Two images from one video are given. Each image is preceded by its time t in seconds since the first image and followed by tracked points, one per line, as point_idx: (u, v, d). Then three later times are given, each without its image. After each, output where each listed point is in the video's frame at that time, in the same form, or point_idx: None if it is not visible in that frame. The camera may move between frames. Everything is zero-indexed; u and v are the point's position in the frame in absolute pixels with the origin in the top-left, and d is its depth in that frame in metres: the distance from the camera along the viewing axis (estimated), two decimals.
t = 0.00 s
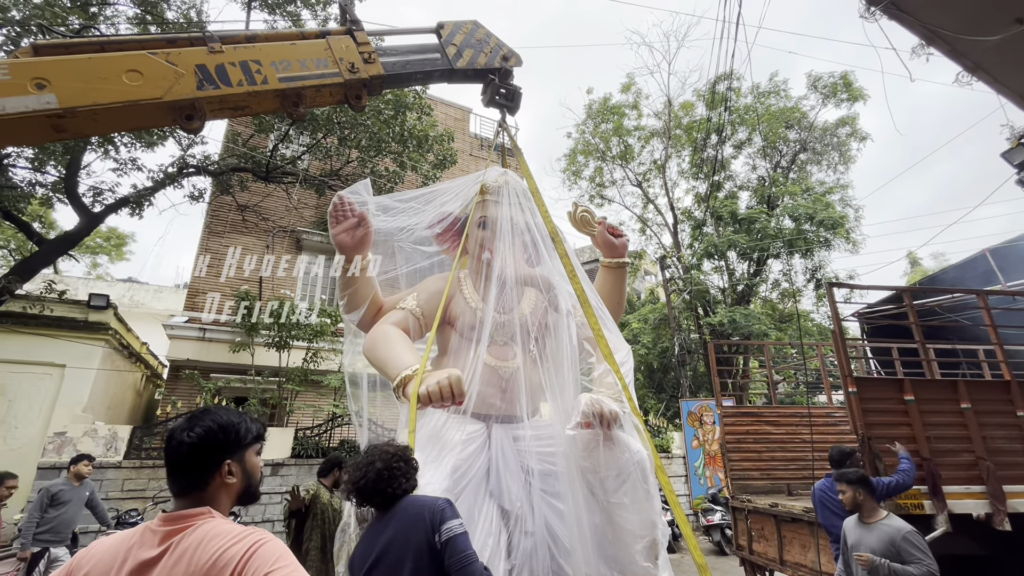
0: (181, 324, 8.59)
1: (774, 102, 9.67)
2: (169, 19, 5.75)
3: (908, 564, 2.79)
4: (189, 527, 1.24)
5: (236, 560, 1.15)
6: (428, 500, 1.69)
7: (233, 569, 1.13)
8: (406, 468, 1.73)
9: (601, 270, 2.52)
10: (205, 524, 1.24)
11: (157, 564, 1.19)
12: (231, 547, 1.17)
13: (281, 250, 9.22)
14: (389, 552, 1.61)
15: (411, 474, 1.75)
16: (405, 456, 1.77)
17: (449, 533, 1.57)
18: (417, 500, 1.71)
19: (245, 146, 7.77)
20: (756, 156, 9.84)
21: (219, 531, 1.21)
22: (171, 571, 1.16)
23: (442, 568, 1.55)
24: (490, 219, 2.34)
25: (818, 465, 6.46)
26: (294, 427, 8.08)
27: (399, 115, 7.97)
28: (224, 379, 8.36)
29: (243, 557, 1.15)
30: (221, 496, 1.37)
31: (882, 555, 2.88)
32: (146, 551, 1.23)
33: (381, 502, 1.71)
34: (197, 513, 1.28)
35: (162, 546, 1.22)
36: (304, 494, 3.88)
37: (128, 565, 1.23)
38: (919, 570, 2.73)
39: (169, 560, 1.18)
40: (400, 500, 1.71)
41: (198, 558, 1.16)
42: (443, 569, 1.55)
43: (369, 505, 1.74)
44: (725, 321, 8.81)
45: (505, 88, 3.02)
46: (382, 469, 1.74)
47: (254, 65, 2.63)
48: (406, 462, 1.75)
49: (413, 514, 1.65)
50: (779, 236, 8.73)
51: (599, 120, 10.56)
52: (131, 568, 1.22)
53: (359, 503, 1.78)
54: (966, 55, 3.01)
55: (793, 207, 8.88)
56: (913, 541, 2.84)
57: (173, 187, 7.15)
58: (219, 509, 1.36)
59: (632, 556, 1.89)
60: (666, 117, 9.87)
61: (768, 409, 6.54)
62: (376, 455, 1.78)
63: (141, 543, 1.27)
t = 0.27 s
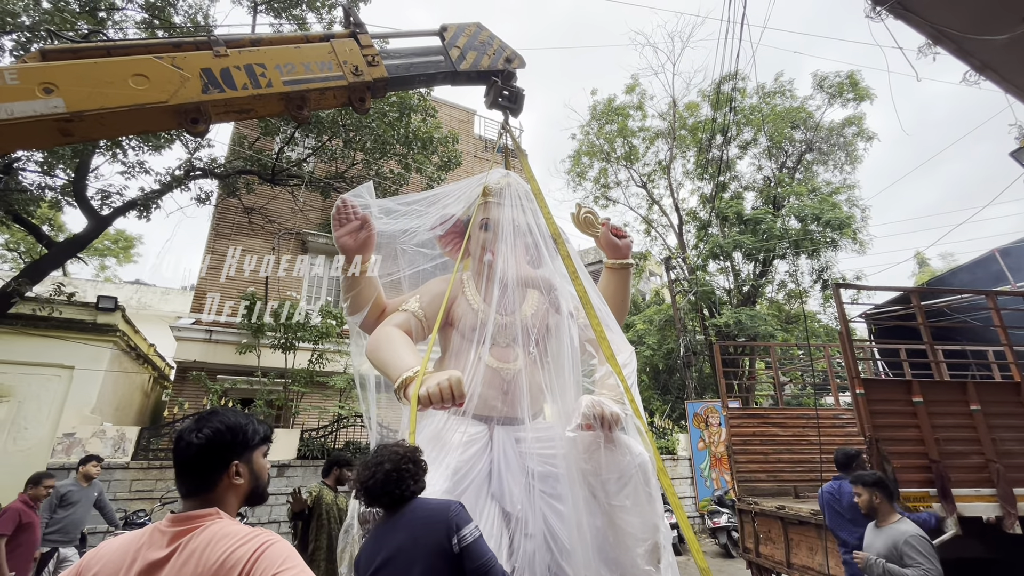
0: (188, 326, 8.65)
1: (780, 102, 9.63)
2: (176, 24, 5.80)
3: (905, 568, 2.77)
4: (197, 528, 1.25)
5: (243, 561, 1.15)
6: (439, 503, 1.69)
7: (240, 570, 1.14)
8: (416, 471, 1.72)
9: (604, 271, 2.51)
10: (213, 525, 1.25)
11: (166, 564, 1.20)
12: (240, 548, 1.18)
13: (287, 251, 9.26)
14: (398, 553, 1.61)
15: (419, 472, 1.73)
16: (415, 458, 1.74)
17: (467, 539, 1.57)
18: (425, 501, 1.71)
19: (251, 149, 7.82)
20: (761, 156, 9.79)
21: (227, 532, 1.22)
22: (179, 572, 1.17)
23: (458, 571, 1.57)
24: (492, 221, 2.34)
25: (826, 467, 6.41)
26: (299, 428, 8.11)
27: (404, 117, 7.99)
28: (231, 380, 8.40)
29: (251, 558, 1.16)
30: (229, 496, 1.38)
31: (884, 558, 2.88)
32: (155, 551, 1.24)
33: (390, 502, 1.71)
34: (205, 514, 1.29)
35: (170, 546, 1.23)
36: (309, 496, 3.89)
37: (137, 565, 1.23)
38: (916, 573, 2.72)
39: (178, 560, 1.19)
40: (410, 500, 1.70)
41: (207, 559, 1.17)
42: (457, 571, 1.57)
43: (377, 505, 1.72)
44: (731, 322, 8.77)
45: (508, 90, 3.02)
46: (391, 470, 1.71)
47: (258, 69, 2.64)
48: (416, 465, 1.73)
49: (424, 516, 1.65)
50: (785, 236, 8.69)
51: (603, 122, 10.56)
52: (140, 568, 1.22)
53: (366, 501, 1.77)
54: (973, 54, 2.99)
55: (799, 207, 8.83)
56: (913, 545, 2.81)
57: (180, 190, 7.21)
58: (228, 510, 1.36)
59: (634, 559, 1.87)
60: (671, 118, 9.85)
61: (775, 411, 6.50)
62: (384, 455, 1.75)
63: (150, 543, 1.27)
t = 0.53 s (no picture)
0: (195, 327, 8.70)
1: (785, 102, 9.58)
2: (182, 27, 5.84)
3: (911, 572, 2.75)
4: (205, 528, 1.25)
5: (250, 561, 1.15)
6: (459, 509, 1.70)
7: (247, 570, 1.14)
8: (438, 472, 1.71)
9: (609, 271, 2.50)
10: (221, 525, 1.25)
11: (174, 563, 1.20)
12: (247, 548, 1.18)
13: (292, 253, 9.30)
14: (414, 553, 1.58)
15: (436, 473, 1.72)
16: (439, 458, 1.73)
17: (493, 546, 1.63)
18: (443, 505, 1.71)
19: (257, 151, 7.86)
20: (767, 156, 9.74)
21: (234, 532, 1.22)
22: (187, 571, 1.17)
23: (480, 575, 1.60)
24: (495, 222, 2.34)
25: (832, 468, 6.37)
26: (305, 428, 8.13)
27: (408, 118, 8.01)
28: (237, 381, 8.44)
29: (259, 558, 1.16)
30: (236, 496, 1.39)
31: (891, 562, 2.87)
32: (163, 550, 1.24)
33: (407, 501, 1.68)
34: (213, 513, 1.29)
35: (178, 546, 1.24)
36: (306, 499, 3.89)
37: (146, 564, 1.24)
38: None
39: (186, 559, 1.19)
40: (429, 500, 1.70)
41: (215, 558, 1.17)
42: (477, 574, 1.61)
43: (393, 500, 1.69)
44: (737, 322, 8.73)
45: (511, 91, 3.02)
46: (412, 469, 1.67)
47: (263, 71, 2.66)
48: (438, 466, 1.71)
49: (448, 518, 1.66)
50: (791, 236, 8.65)
51: (608, 122, 10.54)
52: (148, 567, 1.23)
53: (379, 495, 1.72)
54: (981, 52, 2.96)
55: (805, 207, 8.78)
56: (920, 549, 2.78)
57: (187, 192, 7.25)
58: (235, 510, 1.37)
59: (635, 562, 1.85)
60: (675, 118, 9.83)
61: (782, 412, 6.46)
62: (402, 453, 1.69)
63: (159, 542, 1.28)
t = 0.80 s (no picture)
0: (201, 328, 8.75)
1: (790, 101, 9.53)
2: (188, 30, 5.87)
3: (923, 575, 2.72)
4: (211, 527, 1.26)
5: (257, 561, 1.16)
6: (471, 516, 1.73)
7: (254, 570, 1.14)
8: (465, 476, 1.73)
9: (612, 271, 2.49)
10: (227, 524, 1.25)
11: (181, 563, 1.21)
12: (254, 547, 1.18)
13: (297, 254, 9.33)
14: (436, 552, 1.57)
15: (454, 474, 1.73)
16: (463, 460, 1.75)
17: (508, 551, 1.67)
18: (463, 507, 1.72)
19: (263, 152, 7.90)
20: (772, 155, 9.70)
21: (241, 531, 1.22)
22: (195, 570, 1.17)
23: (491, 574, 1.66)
24: (497, 221, 2.34)
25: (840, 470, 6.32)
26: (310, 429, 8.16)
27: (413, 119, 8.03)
28: (243, 381, 8.48)
29: (265, 557, 1.16)
30: (242, 496, 1.39)
31: (902, 566, 2.85)
32: (171, 550, 1.25)
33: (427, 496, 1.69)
34: (219, 513, 1.30)
35: (186, 545, 1.24)
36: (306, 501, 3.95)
37: (153, 564, 1.24)
38: None
39: (193, 559, 1.20)
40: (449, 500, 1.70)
41: (222, 557, 1.17)
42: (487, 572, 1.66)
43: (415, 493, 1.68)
44: (742, 322, 8.69)
45: (514, 91, 3.02)
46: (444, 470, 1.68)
47: (266, 73, 2.66)
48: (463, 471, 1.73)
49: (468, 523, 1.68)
50: (797, 235, 8.60)
51: (612, 122, 10.52)
52: (156, 567, 1.23)
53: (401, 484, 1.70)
54: (989, 50, 2.93)
55: (811, 206, 8.73)
56: (933, 553, 2.75)
57: (193, 194, 7.29)
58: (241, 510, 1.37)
59: (636, 563, 1.83)
60: (680, 117, 9.80)
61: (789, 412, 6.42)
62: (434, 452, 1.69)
63: (166, 542, 1.28)
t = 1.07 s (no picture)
0: (208, 328, 8.81)
1: (796, 99, 9.47)
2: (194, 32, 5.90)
3: None
4: (218, 526, 1.26)
5: (263, 559, 1.16)
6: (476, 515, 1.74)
7: (261, 568, 1.14)
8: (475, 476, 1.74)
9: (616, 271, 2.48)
10: (234, 523, 1.25)
11: (189, 561, 1.21)
12: (260, 546, 1.18)
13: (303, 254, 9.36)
14: (444, 550, 1.57)
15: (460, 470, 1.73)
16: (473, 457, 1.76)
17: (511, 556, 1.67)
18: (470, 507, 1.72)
19: (268, 153, 7.93)
20: (778, 153, 9.64)
21: (247, 530, 1.22)
22: (202, 569, 1.18)
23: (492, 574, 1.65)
24: (499, 221, 2.33)
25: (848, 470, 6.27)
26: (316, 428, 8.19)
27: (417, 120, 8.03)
28: (249, 381, 8.52)
29: (272, 556, 1.16)
30: (249, 494, 1.39)
31: (913, 566, 2.81)
32: (179, 549, 1.25)
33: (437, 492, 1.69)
34: (226, 512, 1.30)
35: (193, 544, 1.24)
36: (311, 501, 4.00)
37: (161, 562, 1.25)
38: None
39: (201, 557, 1.20)
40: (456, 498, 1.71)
41: (229, 556, 1.18)
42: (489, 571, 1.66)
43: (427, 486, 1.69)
44: (748, 322, 8.64)
45: (517, 91, 3.02)
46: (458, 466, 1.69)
47: (269, 74, 2.67)
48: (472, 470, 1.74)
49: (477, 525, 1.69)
50: (803, 234, 8.54)
51: (617, 121, 10.49)
52: (164, 565, 1.23)
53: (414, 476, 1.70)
54: (998, 46, 2.90)
55: (817, 204, 8.67)
56: (946, 555, 2.72)
57: (200, 195, 7.34)
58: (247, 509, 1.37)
59: (637, 564, 1.83)
60: (685, 116, 9.76)
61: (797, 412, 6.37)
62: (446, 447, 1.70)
63: (174, 541, 1.29)
